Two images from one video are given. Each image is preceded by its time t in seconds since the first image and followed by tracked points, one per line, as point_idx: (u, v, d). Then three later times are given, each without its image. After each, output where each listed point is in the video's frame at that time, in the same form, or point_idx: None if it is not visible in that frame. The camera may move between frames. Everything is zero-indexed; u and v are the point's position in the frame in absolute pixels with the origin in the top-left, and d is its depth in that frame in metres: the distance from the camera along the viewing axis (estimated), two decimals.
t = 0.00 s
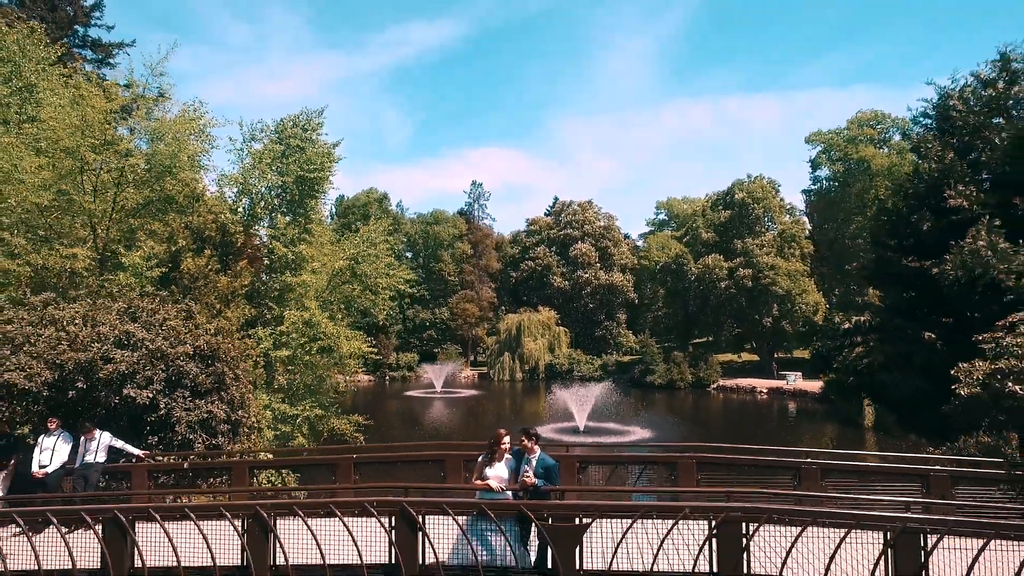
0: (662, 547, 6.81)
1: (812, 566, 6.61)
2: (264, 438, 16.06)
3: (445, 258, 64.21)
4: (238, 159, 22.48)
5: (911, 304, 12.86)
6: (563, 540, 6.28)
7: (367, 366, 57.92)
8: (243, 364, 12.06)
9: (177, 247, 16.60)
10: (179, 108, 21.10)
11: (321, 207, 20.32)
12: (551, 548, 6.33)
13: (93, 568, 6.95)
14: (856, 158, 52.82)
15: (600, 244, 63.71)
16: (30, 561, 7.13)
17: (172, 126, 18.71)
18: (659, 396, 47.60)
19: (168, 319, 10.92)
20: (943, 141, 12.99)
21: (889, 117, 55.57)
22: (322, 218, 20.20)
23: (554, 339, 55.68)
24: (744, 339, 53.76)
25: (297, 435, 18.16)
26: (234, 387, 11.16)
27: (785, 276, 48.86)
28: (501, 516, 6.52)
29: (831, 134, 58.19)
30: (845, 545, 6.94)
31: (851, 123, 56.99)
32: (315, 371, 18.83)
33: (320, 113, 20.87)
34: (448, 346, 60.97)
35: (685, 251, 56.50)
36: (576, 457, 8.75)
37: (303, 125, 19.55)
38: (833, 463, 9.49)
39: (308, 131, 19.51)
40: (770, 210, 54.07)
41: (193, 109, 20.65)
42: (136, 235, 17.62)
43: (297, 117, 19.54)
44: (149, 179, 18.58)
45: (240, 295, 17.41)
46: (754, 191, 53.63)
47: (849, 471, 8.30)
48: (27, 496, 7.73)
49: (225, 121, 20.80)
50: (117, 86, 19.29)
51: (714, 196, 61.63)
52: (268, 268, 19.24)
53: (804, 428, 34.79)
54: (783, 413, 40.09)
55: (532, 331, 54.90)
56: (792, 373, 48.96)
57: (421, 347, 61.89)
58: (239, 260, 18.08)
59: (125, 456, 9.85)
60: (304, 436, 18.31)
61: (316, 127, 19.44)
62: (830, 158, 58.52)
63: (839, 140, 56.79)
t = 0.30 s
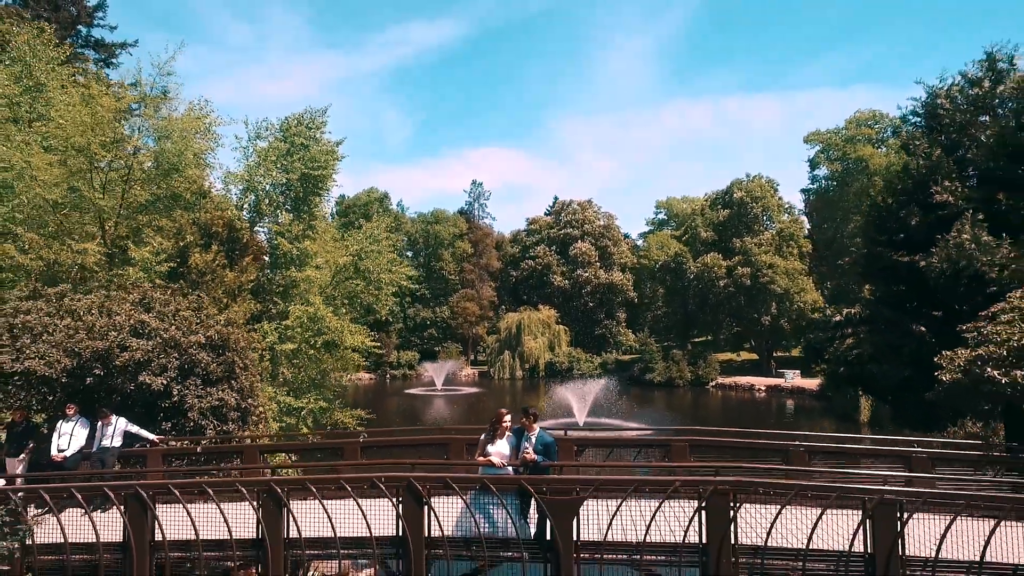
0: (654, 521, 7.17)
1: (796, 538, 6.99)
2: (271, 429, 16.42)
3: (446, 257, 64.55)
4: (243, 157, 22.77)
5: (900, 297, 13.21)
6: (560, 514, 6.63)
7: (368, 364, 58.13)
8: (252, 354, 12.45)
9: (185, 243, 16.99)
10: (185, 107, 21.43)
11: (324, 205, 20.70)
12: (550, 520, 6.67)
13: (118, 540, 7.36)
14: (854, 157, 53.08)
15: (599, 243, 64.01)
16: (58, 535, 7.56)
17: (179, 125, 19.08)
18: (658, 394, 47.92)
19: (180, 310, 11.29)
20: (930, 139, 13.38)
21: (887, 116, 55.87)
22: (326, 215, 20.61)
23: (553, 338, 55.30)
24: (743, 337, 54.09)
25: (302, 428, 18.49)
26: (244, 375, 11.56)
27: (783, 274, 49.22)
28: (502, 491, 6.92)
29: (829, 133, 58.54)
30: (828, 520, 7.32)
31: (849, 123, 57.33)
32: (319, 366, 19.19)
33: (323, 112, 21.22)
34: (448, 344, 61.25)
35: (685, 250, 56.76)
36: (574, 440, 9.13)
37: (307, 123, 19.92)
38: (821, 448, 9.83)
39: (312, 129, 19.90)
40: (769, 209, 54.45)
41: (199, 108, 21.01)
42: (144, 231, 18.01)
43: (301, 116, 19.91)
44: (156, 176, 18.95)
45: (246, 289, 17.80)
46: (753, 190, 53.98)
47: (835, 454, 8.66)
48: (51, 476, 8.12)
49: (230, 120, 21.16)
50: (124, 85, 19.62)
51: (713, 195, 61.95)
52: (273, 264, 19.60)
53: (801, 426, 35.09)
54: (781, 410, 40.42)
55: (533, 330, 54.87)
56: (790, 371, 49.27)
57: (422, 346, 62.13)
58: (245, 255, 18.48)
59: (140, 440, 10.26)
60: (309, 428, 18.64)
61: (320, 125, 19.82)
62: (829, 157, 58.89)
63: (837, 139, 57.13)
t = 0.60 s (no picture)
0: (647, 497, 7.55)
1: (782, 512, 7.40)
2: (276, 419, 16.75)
3: (446, 256, 64.94)
4: (247, 155, 23.15)
5: (891, 290, 13.51)
6: (559, 489, 7.02)
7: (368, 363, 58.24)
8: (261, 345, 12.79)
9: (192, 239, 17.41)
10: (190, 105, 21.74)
11: (327, 202, 21.06)
12: (549, 495, 7.06)
13: (139, 516, 7.74)
14: (853, 157, 53.19)
15: (599, 243, 64.48)
16: (81, 512, 7.93)
17: (185, 122, 19.41)
18: (657, 392, 48.18)
19: (192, 301, 11.65)
20: (920, 136, 13.73)
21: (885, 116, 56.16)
22: (329, 212, 20.99)
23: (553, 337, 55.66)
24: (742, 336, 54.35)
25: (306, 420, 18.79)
26: (253, 365, 11.92)
27: (781, 272, 49.52)
28: (504, 468, 7.33)
29: (828, 133, 58.84)
30: (813, 497, 7.73)
31: (848, 122, 57.62)
32: (323, 358, 19.55)
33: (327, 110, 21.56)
34: (449, 343, 61.49)
35: (684, 249, 56.99)
36: (572, 425, 9.53)
37: (312, 122, 20.30)
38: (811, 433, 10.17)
39: (317, 128, 20.28)
40: (767, 208, 54.75)
41: (205, 107, 21.36)
42: (152, 227, 18.43)
43: (305, 115, 20.28)
44: (164, 174, 19.36)
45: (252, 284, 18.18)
46: (752, 189, 54.31)
47: (821, 436, 9.04)
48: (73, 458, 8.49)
49: (234, 118, 21.50)
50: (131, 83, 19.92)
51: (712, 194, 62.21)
52: (278, 259, 19.97)
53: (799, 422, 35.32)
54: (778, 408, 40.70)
55: (532, 328, 54.97)
56: (789, 369, 49.51)
57: (422, 344, 62.33)
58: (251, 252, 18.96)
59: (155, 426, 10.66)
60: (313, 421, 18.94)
61: (324, 124, 20.20)
62: (828, 157, 59.21)
63: (836, 138, 57.41)
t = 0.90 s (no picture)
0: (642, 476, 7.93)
1: (770, 490, 7.78)
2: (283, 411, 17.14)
3: (447, 255, 65.58)
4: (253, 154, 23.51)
5: (882, 284, 13.87)
6: (558, 466, 7.40)
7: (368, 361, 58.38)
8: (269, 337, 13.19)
9: (200, 235, 17.77)
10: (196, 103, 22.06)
11: (331, 199, 21.45)
12: (549, 473, 7.44)
13: (158, 495, 8.13)
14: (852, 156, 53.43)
15: (599, 242, 63.64)
16: (103, 491, 8.32)
17: (193, 121, 19.72)
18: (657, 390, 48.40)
19: (202, 293, 12.02)
20: (910, 134, 14.08)
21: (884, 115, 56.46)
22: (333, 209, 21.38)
23: (554, 336, 53.15)
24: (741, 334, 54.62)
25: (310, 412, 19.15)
26: (262, 355, 12.33)
27: (780, 271, 49.79)
28: (506, 448, 7.74)
29: (827, 132, 59.22)
30: (798, 476, 8.14)
31: (847, 122, 57.92)
32: (327, 353, 19.87)
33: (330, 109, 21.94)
34: (449, 341, 61.69)
35: (683, 247, 57.23)
36: (572, 411, 9.92)
37: (316, 121, 20.75)
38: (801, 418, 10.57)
39: (321, 126, 20.72)
40: (766, 207, 55.00)
41: (211, 105, 21.71)
42: (160, 223, 18.80)
43: (310, 113, 20.71)
44: (172, 171, 19.72)
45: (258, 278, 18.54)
46: (750, 188, 54.63)
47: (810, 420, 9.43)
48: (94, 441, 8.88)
49: (240, 117, 21.86)
50: (139, 82, 20.24)
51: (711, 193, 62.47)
52: (283, 256, 20.32)
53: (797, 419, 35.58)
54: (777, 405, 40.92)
55: (532, 327, 52.46)
56: (788, 367, 49.75)
57: (423, 343, 62.60)
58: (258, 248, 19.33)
59: (168, 413, 11.06)
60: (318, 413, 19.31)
61: (328, 123, 20.64)
62: (827, 156, 59.58)
63: (835, 138, 57.75)
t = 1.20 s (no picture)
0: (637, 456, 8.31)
1: (758, 469, 8.16)
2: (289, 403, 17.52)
3: (448, 254, 65.83)
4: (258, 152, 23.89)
5: (875, 278, 14.19)
6: (557, 446, 7.79)
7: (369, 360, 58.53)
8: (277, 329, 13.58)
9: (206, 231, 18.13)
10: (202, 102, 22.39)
11: (334, 196, 21.86)
12: (548, 452, 7.82)
13: (175, 476, 8.53)
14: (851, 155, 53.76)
15: (598, 241, 63.07)
16: (123, 471, 8.71)
17: (200, 119, 20.03)
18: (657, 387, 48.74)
19: (213, 285, 12.40)
20: (900, 132, 14.46)
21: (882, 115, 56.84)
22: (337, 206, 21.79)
23: (554, 334, 52.70)
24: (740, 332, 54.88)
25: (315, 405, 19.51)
26: (270, 345, 12.73)
27: (779, 269, 50.09)
28: (508, 429, 8.13)
29: (826, 131, 59.59)
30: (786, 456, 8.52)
31: (845, 121, 58.26)
32: (331, 347, 20.22)
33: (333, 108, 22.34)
34: (450, 340, 61.90)
35: (682, 246, 57.51)
36: (571, 397, 10.31)
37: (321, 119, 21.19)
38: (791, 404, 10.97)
39: (326, 125, 21.17)
40: (765, 206, 55.30)
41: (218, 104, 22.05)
42: (168, 220, 19.18)
43: (315, 112, 21.15)
44: (179, 169, 20.06)
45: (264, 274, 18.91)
46: (749, 187, 54.96)
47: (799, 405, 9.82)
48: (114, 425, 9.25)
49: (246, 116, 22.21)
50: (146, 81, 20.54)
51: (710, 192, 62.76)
52: (288, 252, 20.67)
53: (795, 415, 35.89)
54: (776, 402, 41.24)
55: (532, 325, 52.05)
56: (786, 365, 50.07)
57: (424, 341, 62.89)
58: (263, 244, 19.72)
59: (181, 400, 11.45)
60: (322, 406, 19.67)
61: (333, 121, 21.09)
62: (825, 156, 59.93)
63: (833, 137, 58.10)
